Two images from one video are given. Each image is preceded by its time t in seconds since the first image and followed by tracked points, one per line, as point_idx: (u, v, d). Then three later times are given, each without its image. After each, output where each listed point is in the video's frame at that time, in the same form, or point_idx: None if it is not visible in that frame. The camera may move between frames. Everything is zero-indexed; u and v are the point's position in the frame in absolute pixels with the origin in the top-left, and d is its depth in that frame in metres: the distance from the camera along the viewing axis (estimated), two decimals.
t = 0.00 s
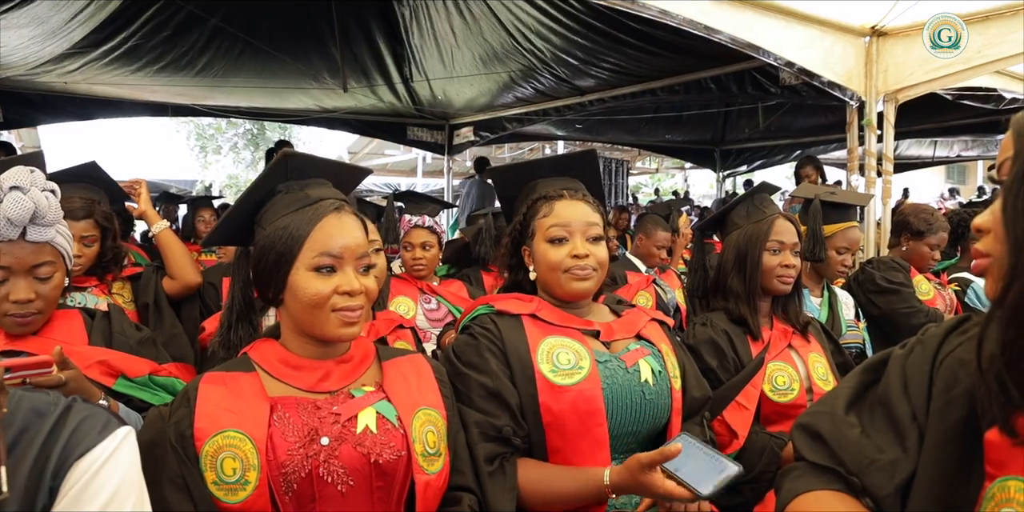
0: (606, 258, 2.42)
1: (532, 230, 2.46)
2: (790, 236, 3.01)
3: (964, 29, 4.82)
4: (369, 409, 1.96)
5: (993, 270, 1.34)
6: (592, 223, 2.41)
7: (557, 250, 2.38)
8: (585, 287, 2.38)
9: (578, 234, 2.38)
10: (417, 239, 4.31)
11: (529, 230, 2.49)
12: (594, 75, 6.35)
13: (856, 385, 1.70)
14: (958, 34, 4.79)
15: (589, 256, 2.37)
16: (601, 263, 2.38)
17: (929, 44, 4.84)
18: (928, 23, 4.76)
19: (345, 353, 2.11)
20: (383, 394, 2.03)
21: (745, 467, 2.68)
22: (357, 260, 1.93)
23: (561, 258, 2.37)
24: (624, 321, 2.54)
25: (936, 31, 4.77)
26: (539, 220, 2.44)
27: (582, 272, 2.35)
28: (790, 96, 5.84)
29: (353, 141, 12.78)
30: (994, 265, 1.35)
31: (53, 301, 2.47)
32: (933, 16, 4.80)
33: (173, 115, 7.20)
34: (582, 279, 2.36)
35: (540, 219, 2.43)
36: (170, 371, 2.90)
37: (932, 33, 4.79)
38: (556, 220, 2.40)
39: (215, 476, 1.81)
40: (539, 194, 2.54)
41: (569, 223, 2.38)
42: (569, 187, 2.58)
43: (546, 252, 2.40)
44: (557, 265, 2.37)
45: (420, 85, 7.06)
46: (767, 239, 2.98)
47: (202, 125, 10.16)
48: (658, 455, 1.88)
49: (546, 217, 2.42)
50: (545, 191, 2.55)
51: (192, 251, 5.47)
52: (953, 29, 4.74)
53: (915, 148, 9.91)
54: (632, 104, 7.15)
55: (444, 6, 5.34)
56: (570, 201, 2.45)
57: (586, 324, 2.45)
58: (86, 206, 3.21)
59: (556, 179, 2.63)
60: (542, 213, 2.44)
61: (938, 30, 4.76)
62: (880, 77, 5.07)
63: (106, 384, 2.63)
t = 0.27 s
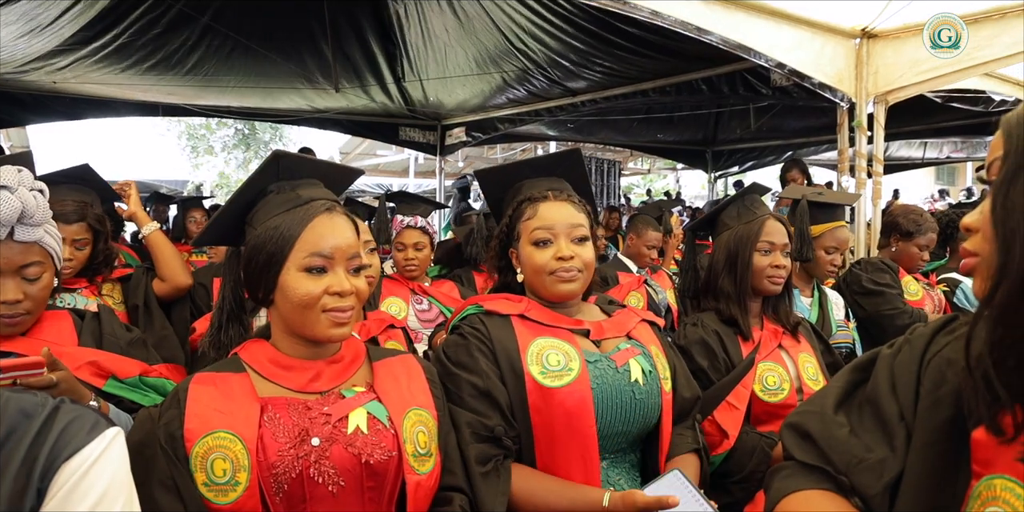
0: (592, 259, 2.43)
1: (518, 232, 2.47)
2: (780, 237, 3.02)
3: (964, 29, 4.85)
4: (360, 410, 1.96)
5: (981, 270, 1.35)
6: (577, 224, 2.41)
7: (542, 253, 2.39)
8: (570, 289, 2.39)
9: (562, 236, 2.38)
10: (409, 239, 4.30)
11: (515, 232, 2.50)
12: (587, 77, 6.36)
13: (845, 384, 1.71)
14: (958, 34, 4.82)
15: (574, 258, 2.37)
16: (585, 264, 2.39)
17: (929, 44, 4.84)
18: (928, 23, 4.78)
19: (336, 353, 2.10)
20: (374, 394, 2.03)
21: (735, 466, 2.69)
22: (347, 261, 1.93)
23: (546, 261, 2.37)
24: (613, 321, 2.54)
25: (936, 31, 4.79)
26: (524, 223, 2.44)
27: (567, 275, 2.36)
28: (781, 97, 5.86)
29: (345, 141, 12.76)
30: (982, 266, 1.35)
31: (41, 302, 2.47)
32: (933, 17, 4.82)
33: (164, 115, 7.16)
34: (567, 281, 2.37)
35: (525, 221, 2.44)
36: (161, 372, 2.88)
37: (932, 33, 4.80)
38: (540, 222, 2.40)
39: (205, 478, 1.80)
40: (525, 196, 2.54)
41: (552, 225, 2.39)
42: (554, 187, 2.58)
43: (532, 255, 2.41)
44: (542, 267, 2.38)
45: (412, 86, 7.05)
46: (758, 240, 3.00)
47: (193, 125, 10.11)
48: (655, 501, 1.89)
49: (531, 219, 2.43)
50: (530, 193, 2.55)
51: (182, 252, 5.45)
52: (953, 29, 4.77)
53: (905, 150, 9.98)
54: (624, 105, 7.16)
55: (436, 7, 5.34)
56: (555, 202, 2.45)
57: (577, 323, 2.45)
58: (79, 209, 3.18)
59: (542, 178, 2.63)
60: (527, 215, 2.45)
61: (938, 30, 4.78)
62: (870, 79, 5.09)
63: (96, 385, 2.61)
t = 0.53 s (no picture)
0: (589, 261, 2.43)
1: (513, 235, 2.47)
2: (771, 237, 3.03)
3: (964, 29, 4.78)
4: (352, 411, 1.96)
5: (972, 269, 1.36)
6: (573, 226, 2.42)
7: (538, 255, 2.39)
8: (568, 290, 2.39)
9: (558, 238, 2.38)
10: (404, 240, 4.30)
11: (509, 234, 2.50)
12: (580, 77, 6.37)
13: (836, 384, 1.71)
14: (958, 34, 4.74)
15: (571, 260, 2.38)
16: (582, 266, 2.39)
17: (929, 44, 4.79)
18: (928, 24, 4.71)
19: (328, 354, 2.10)
20: (366, 395, 2.03)
21: (728, 466, 2.70)
22: (326, 262, 1.89)
23: (543, 263, 2.37)
24: (606, 321, 2.55)
25: (936, 31, 4.72)
26: (520, 225, 2.44)
27: (565, 276, 2.37)
28: (773, 98, 5.87)
29: (338, 141, 12.74)
30: (972, 265, 1.37)
31: (32, 303, 2.45)
32: (933, 16, 4.75)
33: (156, 115, 7.13)
34: (565, 283, 2.38)
35: (521, 224, 2.44)
36: (153, 372, 2.87)
37: (932, 33, 4.74)
38: (536, 225, 2.40)
39: (196, 480, 1.79)
40: (518, 197, 2.54)
41: (548, 227, 2.39)
42: (548, 188, 2.58)
43: (528, 257, 2.41)
44: (539, 269, 2.38)
45: (406, 86, 7.04)
46: (750, 240, 3.01)
47: (186, 126, 10.04)
48: (655, 501, 1.96)
49: (527, 221, 2.43)
50: (523, 194, 2.55)
51: (175, 252, 5.43)
52: (953, 29, 4.69)
53: (896, 150, 10.03)
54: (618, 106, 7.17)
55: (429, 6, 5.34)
56: (550, 205, 2.45)
57: (569, 324, 2.45)
58: (76, 213, 3.18)
59: (535, 179, 2.63)
60: (522, 217, 2.45)
61: (937, 30, 4.71)
62: (861, 80, 5.12)
63: (87, 386, 2.60)
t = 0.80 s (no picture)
0: (583, 262, 2.43)
1: (508, 236, 2.47)
2: (764, 238, 3.04)
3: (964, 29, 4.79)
4: (344, 411, 1.96)
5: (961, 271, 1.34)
6: (568, 227, 2.42)
7: (534, 256, 2.39)
8: (564, 292, 2.40)
9: (555, 240, 2.39)
10: (398, 240, 4.22)
11: (504, 235, 2.50)
12: (574, 78, 6.38)
13: (825, 384, 1.72)
14: (958, 34, 4.76)
15: (566, 261, 2.38)
16: (577, 268, 2.39)
17: (929, 44, 4.84)
18: (928, 24, 4.72)
19: (319, 354, 2.09)
20: (357, 395, 2.03)
21: (719, 466, 2.71)
22: (310, 262, 1.88)
23: (539, 265, 2.38)
24: (598, 322, 2.55)
25: (936, 31, 4.74)
26: (514, 226, 2.44)
27: (560, 278, 2.37)
28: (765, 100, 5.89)
29: (331, 141, 12.73)
30: (962, 267, 1.34)
31: (22, 302, 2.48)
32: (932, 17, 4.77)
33: (149, 115, 7.10)
34: (560, 285, 2.38)
35: (516, 225, 2.44)
36: (144, 372, 2.86)
37: (933, 33, 4.77)
38: (531, 226, 2.40)
39: (187, 480, 1.79)
40: (512, 199, 2.54)
41: (544, 229, 2.39)
42: (542, 189, 2.58)
43: (524, 259, 2.41)
44: (535, 271, 2.38)
45: (399, 86, 7.04)
46: (742, 241, 3.02)
47: (180, 123, 10.16)
48: (647, 500, 1.97)
49: (522, 222, 2.43)
50: (517, 195, 2.56)
51: (166, 252, 5.42)
52: (953, 29, 4.70)
53: (888, 152, 10.08)
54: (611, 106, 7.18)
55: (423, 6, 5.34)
56: (545, 206, 2.45)
57: (561, 325, 2.46)
58: (69, 215, 3.16)
59: (528, 180, 2.63)
60: (517, 218, 2.45)
61: (937, 30, 4.74)
62: (854, 82, 5.14)
63: (77, 386, 2.59)
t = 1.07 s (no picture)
0: (574, 263, 2.43)
1: (499, 236, 2.47)
2: (755, 239, 3.05)
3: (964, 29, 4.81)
4: (334, 411, 1.95)
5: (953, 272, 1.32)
6: (559, 228, 2.42)
7: (524, 257, 2.39)
8: (554, 293, 2.40)
9: (545, 240, 2.39)
10: (390, 240, 4.28)
11: (495, 236, 2.51)
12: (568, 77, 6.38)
13: (814, 384, 1.72)
14: (958, 34, 4.79)
15: (557, 262, 2.38)
16: (568, 269, 2.40)
17: (929, 44, 4.87)
18: (928, 23, 4.77)
19: (309, 354, 2.09)
20: (347, 395, 2.03)
21: (710, 466, 2.72)
22: (297, 261, 1.88)
23: (529, 266, 2.38)
24: (589, 323, 2.55)
25: (936, 31, 4.77)
26: (505, 227, 2.44)
27: (551, 279, 2.37)
28: (758, 101, 5.91)
29: (324, 141, 12.70)
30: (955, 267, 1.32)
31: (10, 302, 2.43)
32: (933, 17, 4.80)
33: (141, 113, 7.07)
34: (551, 285, 2.38)
35: (507, 225, 2.44)
36: (134, 372, 2.85)
37: (933, 33, 4.80)
38: (522, 227, 2.40)
39: (176, 480, 1.78)
40: (503, 199, 2.54)
41: (535, 230, 2.39)
42: (533, 189, 2.58)
43: (514, 259, 2.41)
44: (526, 271, 2.38)
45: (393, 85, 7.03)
46: (734, 243, 3.03)
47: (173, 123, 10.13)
48: (637, 499, 1.98)
49: (513, 223, 2.43)
50: (508, 195, 2.56)
51: (158, 252, 5.39)
52: (953, 29, 4.73)
53: (880, 154, 10.13)
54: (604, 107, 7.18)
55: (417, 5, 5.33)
56: (535, 206, 2.45)
57: (552, 325, 2.46)
58: (57, 216, 3.12)
59: (520, 180, 2.63)
60: (508, 219, 2.45)
61: (938, 30, 4.76)
62: (846, 84, 5.16)
63: (66, 386, 2.58)
